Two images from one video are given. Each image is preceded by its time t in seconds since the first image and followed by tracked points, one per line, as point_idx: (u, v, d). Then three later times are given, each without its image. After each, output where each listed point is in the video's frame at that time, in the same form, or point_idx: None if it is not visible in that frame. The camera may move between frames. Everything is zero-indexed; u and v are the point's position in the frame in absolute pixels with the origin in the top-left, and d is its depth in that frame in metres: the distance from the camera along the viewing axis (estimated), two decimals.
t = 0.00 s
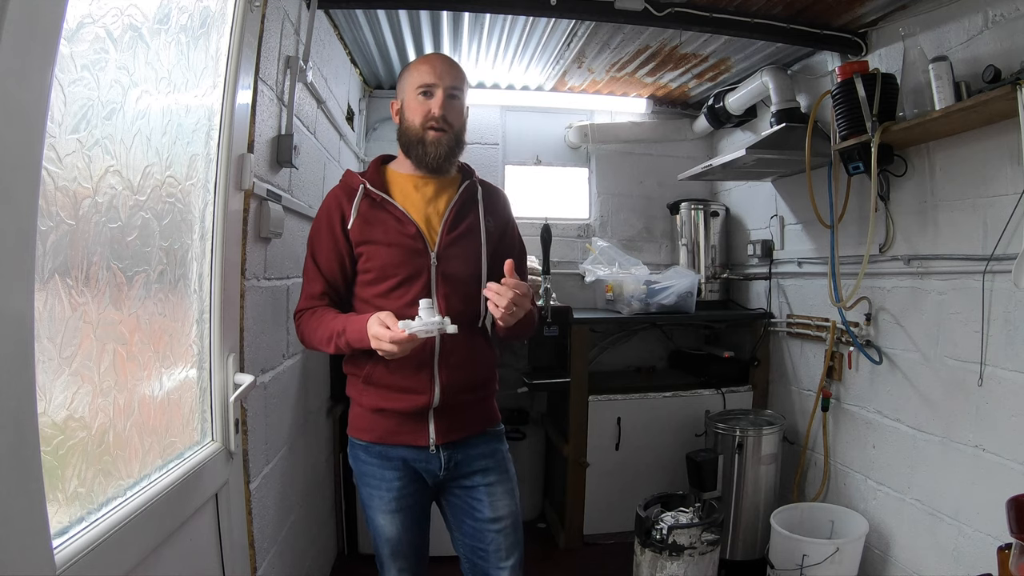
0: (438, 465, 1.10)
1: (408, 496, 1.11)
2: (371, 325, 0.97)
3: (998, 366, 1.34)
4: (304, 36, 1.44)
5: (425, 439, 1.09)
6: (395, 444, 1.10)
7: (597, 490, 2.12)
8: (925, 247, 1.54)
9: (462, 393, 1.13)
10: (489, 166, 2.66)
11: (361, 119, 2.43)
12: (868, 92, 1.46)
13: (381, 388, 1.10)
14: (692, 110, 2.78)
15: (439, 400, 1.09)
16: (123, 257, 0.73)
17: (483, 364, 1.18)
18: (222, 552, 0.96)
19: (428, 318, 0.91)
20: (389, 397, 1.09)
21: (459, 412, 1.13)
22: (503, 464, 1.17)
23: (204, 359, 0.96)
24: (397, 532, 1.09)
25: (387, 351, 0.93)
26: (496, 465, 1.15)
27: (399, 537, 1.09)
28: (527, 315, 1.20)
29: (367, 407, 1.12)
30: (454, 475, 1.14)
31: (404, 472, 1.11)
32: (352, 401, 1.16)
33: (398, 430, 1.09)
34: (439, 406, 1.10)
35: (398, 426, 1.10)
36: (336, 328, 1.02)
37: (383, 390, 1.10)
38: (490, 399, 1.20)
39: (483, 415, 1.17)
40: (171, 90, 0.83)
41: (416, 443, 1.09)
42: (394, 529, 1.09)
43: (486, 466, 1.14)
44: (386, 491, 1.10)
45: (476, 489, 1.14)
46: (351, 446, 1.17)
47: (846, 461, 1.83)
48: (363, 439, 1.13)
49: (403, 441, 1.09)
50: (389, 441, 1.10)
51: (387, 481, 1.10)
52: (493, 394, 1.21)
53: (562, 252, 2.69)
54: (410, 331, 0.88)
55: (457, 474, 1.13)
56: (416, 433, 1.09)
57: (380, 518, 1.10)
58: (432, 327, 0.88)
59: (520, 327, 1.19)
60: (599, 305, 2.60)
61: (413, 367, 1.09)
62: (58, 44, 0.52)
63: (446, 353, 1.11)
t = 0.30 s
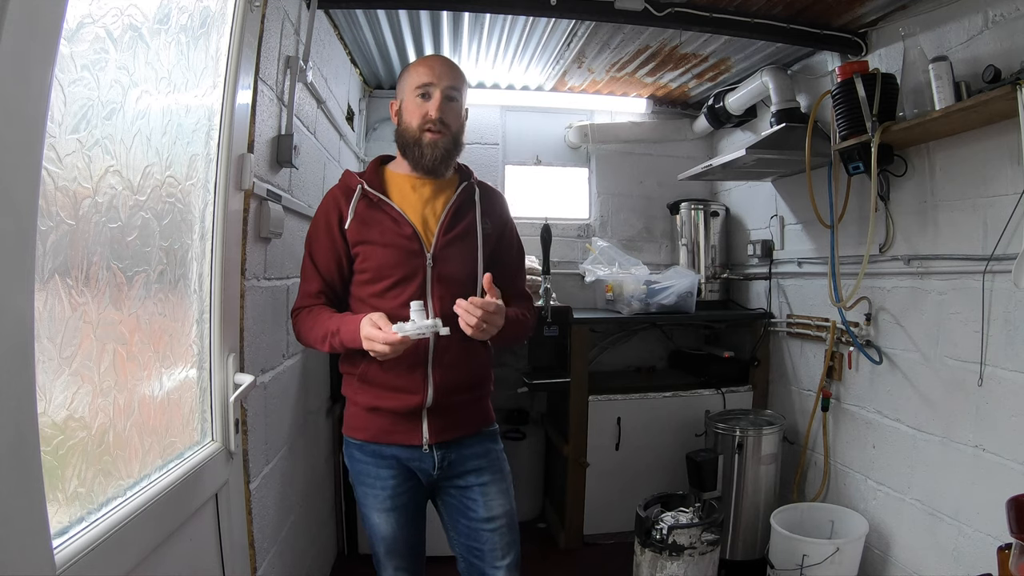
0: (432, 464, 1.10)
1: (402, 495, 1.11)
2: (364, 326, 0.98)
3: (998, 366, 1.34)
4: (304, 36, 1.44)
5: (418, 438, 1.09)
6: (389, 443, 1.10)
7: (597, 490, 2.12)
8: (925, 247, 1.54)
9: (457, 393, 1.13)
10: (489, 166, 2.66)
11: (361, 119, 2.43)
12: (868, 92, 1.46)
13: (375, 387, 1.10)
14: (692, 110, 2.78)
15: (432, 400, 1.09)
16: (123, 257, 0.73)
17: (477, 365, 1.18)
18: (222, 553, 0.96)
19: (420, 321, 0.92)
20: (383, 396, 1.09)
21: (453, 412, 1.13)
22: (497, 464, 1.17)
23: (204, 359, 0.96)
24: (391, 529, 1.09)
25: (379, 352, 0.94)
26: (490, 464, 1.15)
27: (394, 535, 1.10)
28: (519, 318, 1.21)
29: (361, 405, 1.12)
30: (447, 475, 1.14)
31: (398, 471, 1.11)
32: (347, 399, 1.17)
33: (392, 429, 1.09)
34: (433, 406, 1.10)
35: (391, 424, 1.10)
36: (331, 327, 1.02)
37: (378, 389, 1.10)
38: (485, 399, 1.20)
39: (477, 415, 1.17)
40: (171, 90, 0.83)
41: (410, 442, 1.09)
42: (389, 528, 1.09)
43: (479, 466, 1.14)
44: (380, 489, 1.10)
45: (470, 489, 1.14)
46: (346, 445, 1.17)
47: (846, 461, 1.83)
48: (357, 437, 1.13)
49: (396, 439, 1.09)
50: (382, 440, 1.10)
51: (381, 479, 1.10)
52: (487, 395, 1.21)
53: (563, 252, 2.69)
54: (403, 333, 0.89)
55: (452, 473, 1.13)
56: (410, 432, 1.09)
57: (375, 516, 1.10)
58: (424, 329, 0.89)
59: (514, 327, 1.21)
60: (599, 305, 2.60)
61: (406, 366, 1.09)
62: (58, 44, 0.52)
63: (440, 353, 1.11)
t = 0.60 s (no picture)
0: (428, 464, 1.10)
1: (399, 495, 1.11)
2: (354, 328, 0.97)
3: (998, 366, 1.34)
4: (304, 36, 1.44)
5: (414, 439, 1.09)
6: (384, 443, 1.10)
7: (597, 490, 2.12)
8: (925, 247, 1.54)
9: (453, 394, 1.13)
10: (489, 166, 2.66)
11: (361, 119, 2.43)
12: (868, 92, 1.46)
13: (372, 386, 1.10)
14: (692, 110, 2.78)
15: (428, 400, 1.09)
16: (123, 257, 0.73)
17: (476, 366, 1.18)
18: (222, 553, 0.96)
19: (407, 321, 0.90)
20: (379, 396, 1.09)
21: (450, 413, 1.13)
22: (494, 464, 1.17)
23: (204, 359, 0.96)
24: (388, 530, 1.09)
25: (367, 355, 0.93)
26: (487, 465, 1.15)
27: (391, 535, 1.10)
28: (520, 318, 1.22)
29: (357, 404, 1.12)
30: (444, 476, 1.14)
31: (395, 471, 1.11)
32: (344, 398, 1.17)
33: (388, 429, 1.09)
34: (428, 407, 1.10)
35: (387, 424, 1.10)
36: (327, 329, 1.02)
37: (373, 389, 1.10)
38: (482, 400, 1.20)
39: (474, 415, 1.17)
40: (171, 90, 0.83)
41: (406, 442, 1.09)
42: (387, 528, 1.09)
43: (477, 467, 1.14)
44: (376, 489, 1.10)
45: (468, 490, 1.14)
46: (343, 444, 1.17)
47: (846, 461, 1.83)
48: (353, 436, 1.13)
49: (391, 439, 1.09)
50: (378, 440, 1.10)
51: (377, 479, 1.10)
52: (484, 396, 1.21)
53: (562, 252, 2.70)
54: (390, 334, 0.88)
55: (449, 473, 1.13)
56: (406, 432, 1.09)
57: (372, 516, 1.10)
58: (410, 330, 0.88)
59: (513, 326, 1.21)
60: (599, 305, 2.60)
61: (402, 367, 1.09)
62: (58, 44, 0.52)
63: (437, 354, 1.11)
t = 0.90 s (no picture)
0: (429, 465, 1.10)
1: (400, 496, 1.11)
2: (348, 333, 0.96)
3: (998, 366, 1.34)
4: (304, 36, 1.44)
5: (415, 439, 1.09)
6: (385, 443, 1.10)
7: (597, 490, 2.12)
8: (925, 247, 1.54)
9: (454, 394, 1.12)
10: (489, 167, 2.66)
11: (361, 119, 2.43)
12: (868, 92, 1.46)
13: (372, 387, 1.10)
14: (692, 110, 2.78)
15: (429, 401, 1.09)
16: (123, 257, 0.73)
17: (478, 366, 1.17)
18: (222, 553, 0.96)
19: (396, 331, 0.90)
20: (380, 396, 1.10)
21: (451, 413, 1.13)
22: (498, 466, 1.16)
23: (204, 359, 0.96)
24: (389, 531, 1.09)
25: (357, 364, 0.92)
26: (488, 467, 1.15)
27: (392, 537, 1.10)
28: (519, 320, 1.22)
29: (358, 404, 1.12)
30: (446, 477, 1.14)
31: (395, 471, 1.11)
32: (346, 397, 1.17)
33: (389, 430, 1.10)
34: (429, 407, 1.10)
35: (388, 424, 1.10)
36: (326, 329, 1.02)
37: (374, 389, 1.10)
38: (484, 400, 1.20)
39: (475, 416, 1.17)
40: (171, 90, 0.83)
41: (407, 442, 1.09)
42: (388, 529, 1.10)
43: (479, 468, 1.14)
44: (377, 490, 1.10)
45: (470, 492, 1.14)
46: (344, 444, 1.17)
47: (846, 461, 1.83)
48: (355, 436, 1.13)
49: (393, 439, 1.09)
50: (378, 440, 1.10)
51: (378, 480, 1.10)
52: (487, 396, 1.21)
53: (562, 252, 2.70)
54: (379, 345, 0.87)
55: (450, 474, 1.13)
56: (407, 433, 1.09)
57: (372, 518, 1.10)
58: (399, 341, 0.87)
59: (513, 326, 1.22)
60: (599, 305, 2.60)
61: (404, 367, 1.09)
62: (58, 44, 0.52)
63: (438, 354, 1.11)
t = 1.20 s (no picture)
0: (436, 467, 1.10)
1: (406, 498, 1.11)
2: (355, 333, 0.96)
3: (998, 366, 1.34)
4: (304, 36, 1.44)
5: (422, 440, 1.09)
6: (392, 445, 1.10)
7: (598, 491, 2.12)
8: (925, 247, 1.54)
9: (460, 394, 1.12)
10: (489, 166, 2.66)
11: (361, 119, 2.43)
12: (868, 92, 1.46)
13: (379, 388, 1.10)
14: (692, 110, 2.78)
15: (436, 402, 1.09)
16: (123, 257, 0.73)
17: (484, 366, 1.17)
18: (222, 553, 0.96)
19: (407, 327, 0.90)
20: (387, 397, 1.09)
21: (458, 413, 1.13)
22: (503, 467, 1.16)
23: (204, 359, 0.96)
24: (394, 533, 1.09)
25: (367, 362, 0.91)
26: (496, 467, 1.15)
27: (397, 539, 1.10)
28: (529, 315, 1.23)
29: (365, 406, 1.12)
30: (450, 478, 1.14)
31: (399, 473, 1.11)
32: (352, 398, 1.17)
33: (396, 431, 1.09)
34: (436, 408, 1.10)
35: (395, 425, 1.10)
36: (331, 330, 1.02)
37: (381, 390, 1.10)
38: (491, 401, 1.20)
39: (482, 417, 1.17)
40: (171, 90, 0.83)
41: (414, 443, 1.09)
42: (393, 531, 1.09)
43: (486, 469, 1.14)
44: (383, 493, 1.10)
45: (476, 493, 1.14)
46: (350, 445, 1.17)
47: (846, 461, 1.83)
48: (361, 437, 1.13)
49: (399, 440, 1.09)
50: (385, 442, 1.10)
51: (385, 482, 1.10)
52: (494, 397, 1.21)
53: (562, 252, 2.70)
54: (390, 341, 0.87)
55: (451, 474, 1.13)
56: (413, 434, 1.09)
57: (378, 520, 1.10)
58: (410, 336, 0.87)
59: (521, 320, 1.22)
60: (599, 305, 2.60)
61: (410, 368, 1.09)
62: (58, 44, 0.52)
63: (445, 354, 1.10)
